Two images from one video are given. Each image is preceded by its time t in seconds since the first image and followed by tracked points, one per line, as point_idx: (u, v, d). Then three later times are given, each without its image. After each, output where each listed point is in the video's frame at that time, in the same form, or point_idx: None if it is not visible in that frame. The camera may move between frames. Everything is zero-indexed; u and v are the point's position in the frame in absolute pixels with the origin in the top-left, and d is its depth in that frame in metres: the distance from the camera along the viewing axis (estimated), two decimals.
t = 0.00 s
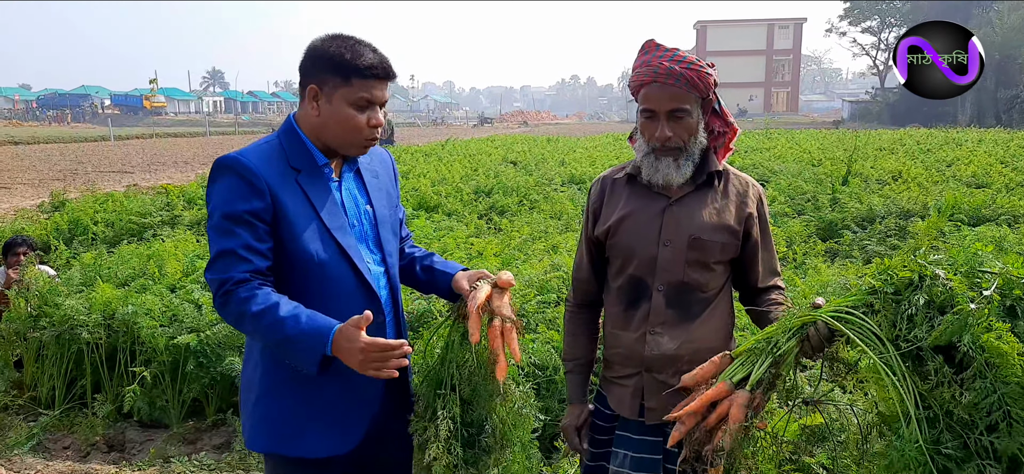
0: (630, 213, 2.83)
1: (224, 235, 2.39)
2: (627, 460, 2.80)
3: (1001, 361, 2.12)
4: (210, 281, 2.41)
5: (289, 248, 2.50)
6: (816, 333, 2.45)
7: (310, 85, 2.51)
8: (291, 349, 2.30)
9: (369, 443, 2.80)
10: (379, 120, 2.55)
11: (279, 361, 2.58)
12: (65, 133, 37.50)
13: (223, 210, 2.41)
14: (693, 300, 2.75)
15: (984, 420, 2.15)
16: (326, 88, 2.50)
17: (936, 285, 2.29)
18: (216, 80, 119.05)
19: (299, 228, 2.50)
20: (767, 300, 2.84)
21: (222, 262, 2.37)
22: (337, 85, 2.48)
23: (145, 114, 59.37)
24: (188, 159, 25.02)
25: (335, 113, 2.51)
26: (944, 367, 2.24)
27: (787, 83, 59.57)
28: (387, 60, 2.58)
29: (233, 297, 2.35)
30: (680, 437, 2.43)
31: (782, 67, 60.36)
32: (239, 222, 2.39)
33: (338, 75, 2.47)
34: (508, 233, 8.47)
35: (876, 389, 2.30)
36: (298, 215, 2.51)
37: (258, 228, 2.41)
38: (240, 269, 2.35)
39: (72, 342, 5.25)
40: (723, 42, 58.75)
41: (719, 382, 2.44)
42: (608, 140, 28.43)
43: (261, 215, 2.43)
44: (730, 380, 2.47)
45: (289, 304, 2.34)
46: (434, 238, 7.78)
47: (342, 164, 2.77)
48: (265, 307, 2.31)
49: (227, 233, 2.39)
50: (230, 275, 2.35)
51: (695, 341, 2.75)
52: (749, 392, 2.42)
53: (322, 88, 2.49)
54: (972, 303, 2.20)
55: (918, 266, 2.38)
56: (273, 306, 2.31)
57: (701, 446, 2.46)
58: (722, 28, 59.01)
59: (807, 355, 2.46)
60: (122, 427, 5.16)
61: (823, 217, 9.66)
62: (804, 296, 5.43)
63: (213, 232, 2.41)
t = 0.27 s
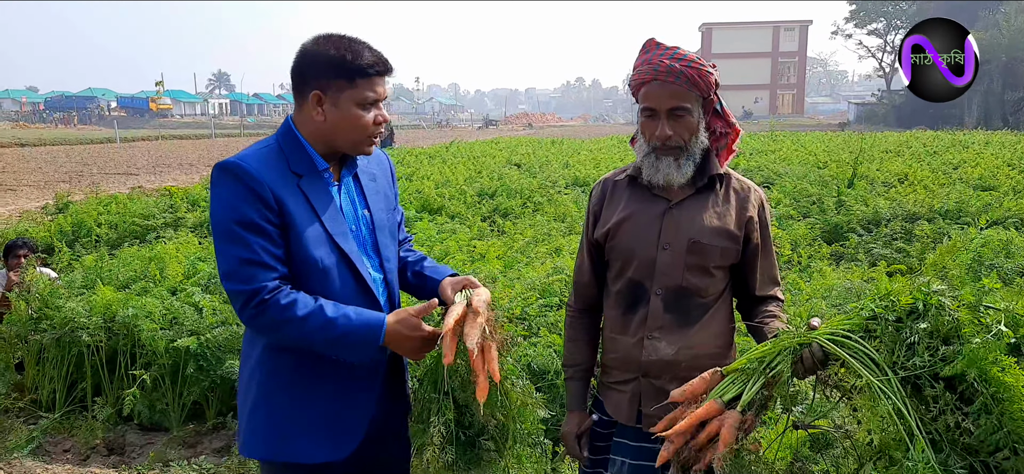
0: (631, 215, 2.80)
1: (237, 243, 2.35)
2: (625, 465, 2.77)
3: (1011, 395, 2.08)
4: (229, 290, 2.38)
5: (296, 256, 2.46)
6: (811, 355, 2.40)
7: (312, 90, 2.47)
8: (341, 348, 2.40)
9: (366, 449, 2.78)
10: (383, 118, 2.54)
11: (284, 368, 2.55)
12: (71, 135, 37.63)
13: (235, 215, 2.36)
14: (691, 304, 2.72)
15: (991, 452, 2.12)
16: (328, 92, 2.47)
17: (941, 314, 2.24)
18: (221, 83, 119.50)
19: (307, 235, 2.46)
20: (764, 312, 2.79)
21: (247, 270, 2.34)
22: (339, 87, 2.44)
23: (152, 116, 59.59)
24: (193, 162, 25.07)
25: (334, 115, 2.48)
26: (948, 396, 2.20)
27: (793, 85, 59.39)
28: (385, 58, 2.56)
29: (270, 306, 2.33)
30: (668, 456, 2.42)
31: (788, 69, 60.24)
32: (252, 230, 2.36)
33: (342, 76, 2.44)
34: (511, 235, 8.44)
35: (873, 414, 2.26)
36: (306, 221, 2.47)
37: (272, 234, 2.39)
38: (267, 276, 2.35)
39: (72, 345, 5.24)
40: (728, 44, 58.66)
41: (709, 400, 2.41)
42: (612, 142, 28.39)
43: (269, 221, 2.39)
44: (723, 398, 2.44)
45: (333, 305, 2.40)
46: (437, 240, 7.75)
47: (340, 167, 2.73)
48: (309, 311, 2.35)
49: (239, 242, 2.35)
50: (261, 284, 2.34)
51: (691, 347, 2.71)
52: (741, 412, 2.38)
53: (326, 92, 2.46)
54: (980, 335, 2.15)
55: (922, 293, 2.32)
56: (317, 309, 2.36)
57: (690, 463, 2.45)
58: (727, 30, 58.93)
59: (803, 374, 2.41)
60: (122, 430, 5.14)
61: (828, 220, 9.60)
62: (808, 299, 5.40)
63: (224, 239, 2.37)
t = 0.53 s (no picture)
0: (633, 214, 2.77)
1: (243, 241, 2.33)
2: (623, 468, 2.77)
3: (1006, 427, 2.04)
4: (235, 290, 2.34)
5: (303, 255, 2.45)
6: (815, 365, 2.35)
7: (312, 89, 2.46)
8: (348, 345, 2.42)
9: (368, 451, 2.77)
10: (384, 114, 2.52)
11: (288, 366, 2.53)
12: (81, 133, 37.83)
13: (242, 212, 2.33)
14: (692, 305, 2.68)
15: None
16: (329, 90, 2.46)
17: (947, 337, 2.18)
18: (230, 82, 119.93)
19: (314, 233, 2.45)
20: (769, 312, 2.76)
21: (253, 269, 2.32)
22: (341, 84, 2.43)
23: (162, 114, 59.89)
24: (202, 160, 25.16)
25: (338, 113, 2.46)
26: (945, 424, 2.15)
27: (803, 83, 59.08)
28: (384, 54, 2.55)
29: (278, 306, 2.31)
30: (668, 457, 2.41)
31: (797, 66, 59.92)
32: (258, 228, 2.34)
33: (342, 73, 2.43)
34: (517, 234, 8.42)
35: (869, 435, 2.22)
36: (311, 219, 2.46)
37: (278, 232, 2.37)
38: (274, 273, 2.33)
39: (79, 343, 5.25)
40: (737, 42, 58.38)
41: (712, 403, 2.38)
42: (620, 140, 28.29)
43: (275, 219, 2.38)
44: (724, 402, 2.40)
45: (338, 303, 2.39)
46: (443, 238, 7.74)
47: (341, 165, 2.72)
48: (315, 310, 2.34)
49: (245, 239, 2.32)
50: (268, 283, 2.31)
51: (690, 348, 2.67)
52: (742, 418, 2.35)
53: (326, 90, 2.45)
54: (984, 363, 2.09)
55: (930, 313, 2.27)
56: (323, 308, 2.35)
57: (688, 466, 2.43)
58: (736, 27, 58.65)
59: (807, 381, 2.38)
60: (128, 428, 5.16)
61: (837, 219, 9.53)
62: (815, 299, 5.36)
63: (229, 236, 2.34)
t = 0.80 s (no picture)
0: (657, 214, 2.76)
1: (276, 228, 2.31)
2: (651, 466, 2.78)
3: None
4: (260, 274, 2.32)
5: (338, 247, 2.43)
6: (838, 334, 2.43)
7: (362, 68, 2.47)
8: (363, 346, 2.33)
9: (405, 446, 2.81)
10: (428, 110, 2.47)
11: (325, 360, 2.53)
12: (131, 119, 38.81)
13: (277, 201, 2.32)
14: (721, 303, 2.68)
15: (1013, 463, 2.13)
16: (380, 72, 2.44)
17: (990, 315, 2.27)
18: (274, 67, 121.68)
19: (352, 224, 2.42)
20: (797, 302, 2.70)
21: (279, 262, 2.29)
22: (392, 73, 2.42)
23: (208, 100, 61.09)
24: (244, 145, 25.56)
25: (386, 103, 2.45)
26: (978, 401, 2.21)
27: (852, 62, 57.23)
28: (441, 50, 2.52)
29: (294, 297, 2.28)
30: (675, 416, 2.50)
31: (846, 46, 58.05)
32: (294, 216, 2.31)
33: (394, 59, 2.42)
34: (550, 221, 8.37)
35: (894, 403, 2.32)
36: (353, 207, 2.44)
37: (315, 224, 2.33)
38: (301, 264, 2.30)
39: (117, 328, 5.38)
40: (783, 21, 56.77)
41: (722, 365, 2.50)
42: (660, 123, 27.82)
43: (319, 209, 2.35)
44: (736, 366, 2.53)
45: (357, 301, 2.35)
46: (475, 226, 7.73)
47: (389, 157, 2.73)
48: (332, 306, 2.29)
49: (282, 226, 2.30)
50: (291, 273, 2.28)
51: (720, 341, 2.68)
52: (753, 382, 2.47)
53: (376, 71, 2.44)
54: None
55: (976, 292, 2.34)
56: (341, 304, 2.30)
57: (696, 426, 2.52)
58: (783, 6, 57.00)
59: (825, 350, 2.48)
60: (166, 411, 5.30)
61: (882, 205, 9.22)
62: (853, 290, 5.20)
63: (264, 221, 2.32)
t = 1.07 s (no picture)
0: (656, 212, 2.73)
1: (228, 238, 2.23)
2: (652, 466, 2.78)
3: None
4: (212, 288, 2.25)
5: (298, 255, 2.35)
6: (838, 334, 2.40)
7: (319, 66, 2.40)
8: (314, 362, 2.23)
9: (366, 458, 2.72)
10: (389, 107, 2.42)
11: (285, 370, 2.45)
12: (129, 118, 38.73)
13: (229, 209, 2.24)
14: (723, 300, 2.66)
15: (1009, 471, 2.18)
16: (336, 71, 2.38)
17: (993, 324, 2.28)
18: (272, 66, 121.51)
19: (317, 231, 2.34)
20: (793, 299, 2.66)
21: (229, 271, 2.22)
22: (348, 67, 2.36)
23: (205, 99, 60.99)
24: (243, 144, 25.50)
25: (345, 101, 2.38)
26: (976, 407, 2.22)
27: (850, 59, 57.22)
28: (399, 42, 2.47)
29: (244, 309, 2.20)
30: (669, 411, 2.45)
31: (844, 43, 58.05)
32: (248, 226, 2.23)
33: (349, 55, 2.37)
34: (550, 219, 8.34)
35: (892, 408, 2.33)
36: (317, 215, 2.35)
37: (271, 230, 2.24)
38: (250, 277, 2.21)
39: (114, 328, 5.35)
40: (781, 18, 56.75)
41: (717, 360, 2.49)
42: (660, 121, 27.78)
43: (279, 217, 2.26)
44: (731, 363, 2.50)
45: (307, 314, 2.24)
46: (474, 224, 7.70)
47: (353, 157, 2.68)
48: (281, 320, 2.19)
49: (235, 238, 2.22)
50: (241, 284, 2.20)
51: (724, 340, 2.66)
52: (750, 380, 2.44)
53: (331, 70, 2.38)
54: None
55: (976, 299, 2.33)
56: (292, 317, 2.20)
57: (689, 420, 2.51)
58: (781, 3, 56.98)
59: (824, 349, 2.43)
60: (163, 412, 5.28)
61: (882, 202, 9.20)
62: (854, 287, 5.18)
63: (218, 232, 2.25)
